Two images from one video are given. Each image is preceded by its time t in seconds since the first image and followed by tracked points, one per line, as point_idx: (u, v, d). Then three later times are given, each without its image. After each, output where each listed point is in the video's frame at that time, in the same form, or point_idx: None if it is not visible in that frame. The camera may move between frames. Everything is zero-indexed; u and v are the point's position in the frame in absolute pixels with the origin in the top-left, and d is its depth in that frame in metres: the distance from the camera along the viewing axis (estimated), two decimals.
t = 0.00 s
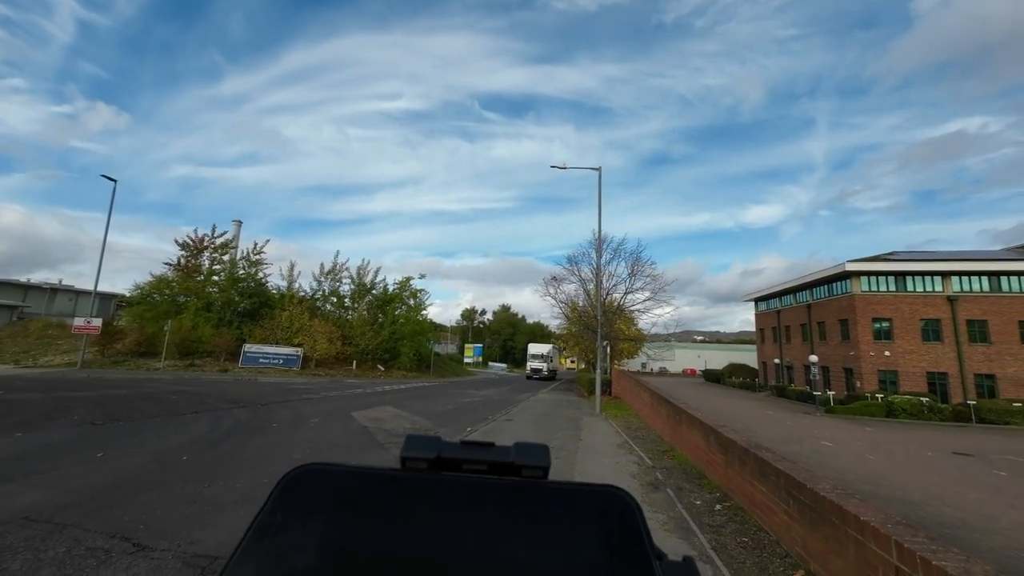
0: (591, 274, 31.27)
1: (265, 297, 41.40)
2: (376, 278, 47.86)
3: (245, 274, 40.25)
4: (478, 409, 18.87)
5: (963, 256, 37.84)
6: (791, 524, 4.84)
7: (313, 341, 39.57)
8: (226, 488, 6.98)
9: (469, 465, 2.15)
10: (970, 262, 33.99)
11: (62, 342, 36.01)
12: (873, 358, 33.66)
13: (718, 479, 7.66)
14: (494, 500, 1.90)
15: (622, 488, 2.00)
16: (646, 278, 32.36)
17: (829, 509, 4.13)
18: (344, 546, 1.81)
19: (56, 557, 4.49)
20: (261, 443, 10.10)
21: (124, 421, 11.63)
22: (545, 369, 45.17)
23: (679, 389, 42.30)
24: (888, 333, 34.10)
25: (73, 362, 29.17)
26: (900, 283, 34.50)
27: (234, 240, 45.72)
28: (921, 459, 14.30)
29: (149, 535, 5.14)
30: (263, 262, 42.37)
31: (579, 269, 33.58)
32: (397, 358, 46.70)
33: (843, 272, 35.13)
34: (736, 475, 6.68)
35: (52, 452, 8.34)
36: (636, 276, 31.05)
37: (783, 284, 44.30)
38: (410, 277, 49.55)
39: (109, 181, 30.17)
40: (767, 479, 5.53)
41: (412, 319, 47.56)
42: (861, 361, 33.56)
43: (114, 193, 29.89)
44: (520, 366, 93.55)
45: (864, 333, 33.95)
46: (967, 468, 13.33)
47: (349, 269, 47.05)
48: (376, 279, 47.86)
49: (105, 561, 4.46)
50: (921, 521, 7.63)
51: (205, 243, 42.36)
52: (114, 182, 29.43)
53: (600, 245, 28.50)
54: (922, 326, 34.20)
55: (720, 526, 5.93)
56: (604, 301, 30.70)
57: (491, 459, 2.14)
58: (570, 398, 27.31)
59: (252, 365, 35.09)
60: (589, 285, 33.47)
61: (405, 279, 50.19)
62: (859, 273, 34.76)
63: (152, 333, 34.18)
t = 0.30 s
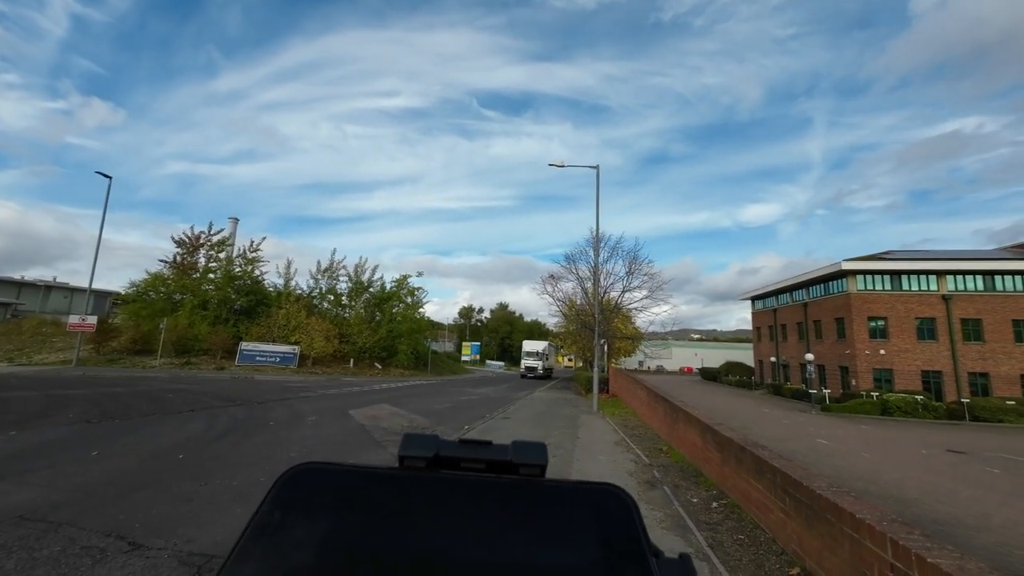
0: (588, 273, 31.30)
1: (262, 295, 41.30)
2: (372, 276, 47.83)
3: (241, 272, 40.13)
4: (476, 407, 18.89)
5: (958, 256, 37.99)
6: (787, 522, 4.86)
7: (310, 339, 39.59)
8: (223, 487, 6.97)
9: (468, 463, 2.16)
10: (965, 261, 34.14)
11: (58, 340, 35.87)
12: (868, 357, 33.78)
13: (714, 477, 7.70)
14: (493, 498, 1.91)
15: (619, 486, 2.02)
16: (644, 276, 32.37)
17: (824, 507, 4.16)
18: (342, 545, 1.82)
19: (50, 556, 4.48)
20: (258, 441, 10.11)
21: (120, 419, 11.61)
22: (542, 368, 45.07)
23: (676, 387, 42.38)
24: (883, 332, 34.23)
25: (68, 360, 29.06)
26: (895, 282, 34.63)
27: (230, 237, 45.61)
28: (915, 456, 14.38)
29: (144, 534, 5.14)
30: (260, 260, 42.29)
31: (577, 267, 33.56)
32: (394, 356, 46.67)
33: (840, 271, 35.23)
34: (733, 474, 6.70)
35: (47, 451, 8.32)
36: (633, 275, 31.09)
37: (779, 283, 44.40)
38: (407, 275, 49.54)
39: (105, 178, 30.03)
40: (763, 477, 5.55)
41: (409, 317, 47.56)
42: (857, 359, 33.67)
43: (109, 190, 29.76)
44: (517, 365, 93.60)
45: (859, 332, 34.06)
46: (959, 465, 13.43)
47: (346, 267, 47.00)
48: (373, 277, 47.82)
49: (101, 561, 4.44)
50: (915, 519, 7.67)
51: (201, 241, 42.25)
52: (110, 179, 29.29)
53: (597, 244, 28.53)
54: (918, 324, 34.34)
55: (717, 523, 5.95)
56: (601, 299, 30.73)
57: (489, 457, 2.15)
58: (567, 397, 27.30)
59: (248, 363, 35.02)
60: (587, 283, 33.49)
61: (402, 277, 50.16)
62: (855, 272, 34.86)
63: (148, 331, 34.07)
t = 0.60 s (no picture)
0: (586, 273, 31.33)
1: (259, 295, 41.25)
2: (370, 276, 47.82)
3: (239, 272, 40.05)
4: (473, 407, 18.92)
5: (954, 257, 38.11)
6: (784, 522, 4.87)
7: (308, 339, 39.57)
8: (220, 487, 6.97)
9: (467, 460, 2.16)
10: (961, 262, 34.26)
11: (54, 340, 35.76)
12: (864, 357, 33.86)
13: (712, 477, 7.70)
14: (492, 494, 1.91)
15: (617, 483, 2.02)
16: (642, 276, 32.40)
17: (822, 507, 4.16)
18: (342, 540, 1.82)
19: (46, 557, 4.48)
20: (255, 441, 10.12)
21: (116, 419, 11.58)
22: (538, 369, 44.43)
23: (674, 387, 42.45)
24: (880, 332, 34.30)
25: (63, 359, 28.97)
26: (892, 282, 34.71)
27: (227, 237, 45.52)
28: (911, 456, 14.42)
29: (140, 535, 5.13)
30: (257, 260, 42.26)
31: (575, 267, 33.56)
32: (392, 356, 46.63)
33: (836, 272, 35.32)
34: (730, 473, 6.71)
35: (43, 451, 8.30)
36: (630, 275, 31.12)
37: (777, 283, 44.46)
38: (405, 275, 49.52)
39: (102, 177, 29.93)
40: (760, 477, 5.55)
41: (407, 317, 47.55)
42: (854, 360, 33.72)
43: (105, 189, 29.70)
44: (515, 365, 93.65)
45: (856, 332, 34.14)
46: (955, 465, 13.47)
47: (343, 267, 46.96)
48: (370, 277, 47.81)
49: (97, 562, 4.44)
50: (912, 519, 7.68)
51: (198, 240, 42.26)
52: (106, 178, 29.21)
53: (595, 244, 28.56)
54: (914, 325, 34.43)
55: (714, 524, 5.96)
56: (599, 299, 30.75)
57: (488, 454, 2.15)
58: (565, 397, 27.34)
59: (245, 363, 34.96)
60: (585, 283, 33.51)
61: (400, 277, 50.15)
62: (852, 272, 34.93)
63: (144, 331, 33.98)
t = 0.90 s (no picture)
0: (584, 274, 31.38)
1: (257, 296, 41.18)
2: (368, 277, 47.80)
3: (236, 273, 39.99)
4: (472, 408, 18.94)
5: (950, 258, 38.24)
6: (782, 523, 4.88)
7: (305, 340, 39.51)
8: (218, 489, 6.97)
9: (467, 457, 2.17)
10: (957, 264, 34.37)
11: (50, 341, 35.63)
12: (861, 358, 33.95)
13: (710, 479, 7.70)
14: (493, 490, 1.92)
15: (618, 481, 2.01)
16: (640, 277, 32.43)
17: (819, 509, 4.17)
18: (342, 535, 1.82)
19: (40, 561, 4.45)
20: (253, 443, 10.10)
21: (112, 421, 11.55)
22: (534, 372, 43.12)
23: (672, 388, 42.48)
24: (877, 333, 34.39)
25: (59, 361, 28.86)
26: (889, 284, 34.81)
27: (225, 238, 45.48)
28: (907, 457, 14.44)
29: (136, 538, 5.11)
30: (255, 261, 42.18)
31: (573, 268, 33.60)
32: (391, 357, 46.61)
33: (833, 273, 35.41)
34: (728, 474, 6.72)
35: (39, 453, 8.27)
36: (629, 276, 31.15)
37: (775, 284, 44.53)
38: (403, 276, 49.50)
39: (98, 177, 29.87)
40: (759, 478, 5.56)
41: (405, 318, 47.45)
42: (851, 360, 33.80)
43: (101, 189, 29.62)
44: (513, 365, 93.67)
45: (853, 333, 34.23)
46: (951, 466, 13.48)
47: (341, 268, 46.94)
48: (369, 278, 47.79)
49: (92, 566, 4.41)
50: (908, 519, 7.70)
51: (196, 241, 42.23)
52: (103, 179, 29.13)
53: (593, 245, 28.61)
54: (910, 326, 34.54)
55: (713, 525, 5.96)
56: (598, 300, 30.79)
57: (488, 452, 2.15)
58: (563, 397, 27.33)
59: (243, 365, 34.90)
60: (584, 284, 33.53)
61: (398, 278, 50.13)
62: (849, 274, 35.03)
63: (140, 332, 33.89)
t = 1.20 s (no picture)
0: (582, 274, 31.41)
1: (253, 297, 41.09)
2: (366, 278, 47.78)
3: (233, 273, 39.92)
4: (470, 409, 18.92)
5: (945, 260, 38.41)
6: (779, 523, 4.89)
7: (302, 341, 39.49)
8: (213, 491, 6.95)
9: (466, 459, 2.17)
10: (952, 265, 34.53)
11: (44, 342, 35.51)
12: (857, 358, 34.06)
13: (707, 479, 7.71)
14: (494, 492, 1.92)
15: (617, 483, 2.02)
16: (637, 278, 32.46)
17: (815, 509, 4.19)
18: (343, 537, 1.82)
19: (33, 564, 4.43)
20: (249, 445, 10.06)
21: (107, 422, 11.51)
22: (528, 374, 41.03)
23: (669, 389, 42.50)
24: (873, 334, 34.50)
25: (53, 362, 28.76)
26: (885, 285, 34.93)
27: (222, 238, 45.38)
28: (903, 457, 14.49)
29: (130, 541, 5.09)
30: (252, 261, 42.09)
31: (571, 269, 33.63)
32: (388, 358, 46.59)
33: (829, 274, 35.50)
34: (726, 475, 6.73)
35: (33, 455, 8.23)
36: (627, 277, 31.17)
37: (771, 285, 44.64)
38: (401, 277, 49.47)
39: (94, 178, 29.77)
40: (756, 479, 5.57)
41: (403, 319, 47.38)
42: (847, 361, 33.90)
43: (97, 190, 29.56)
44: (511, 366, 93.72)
45: (849, 334, 34.34)
46: (947, 466, 13.53)
47: (338, 269, 46.90)
48: (366, 279, 47.77)
49: (86, 569, 4.40)
50: (904, 519, 7.73)
51: (192, 241, 42.16)
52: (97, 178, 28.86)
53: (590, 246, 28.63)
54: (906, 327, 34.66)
55: (710, 526, 5.97)
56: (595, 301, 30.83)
57: (487, 454, 2.16)
58: (561, 398, 27.34)
59: (239, 365, 34.84)
60: (581, 285, 33.54)
61: (396, 279, 50.09)
62: (845, 275, 35.13)
63: (136, 333, 33.82)
